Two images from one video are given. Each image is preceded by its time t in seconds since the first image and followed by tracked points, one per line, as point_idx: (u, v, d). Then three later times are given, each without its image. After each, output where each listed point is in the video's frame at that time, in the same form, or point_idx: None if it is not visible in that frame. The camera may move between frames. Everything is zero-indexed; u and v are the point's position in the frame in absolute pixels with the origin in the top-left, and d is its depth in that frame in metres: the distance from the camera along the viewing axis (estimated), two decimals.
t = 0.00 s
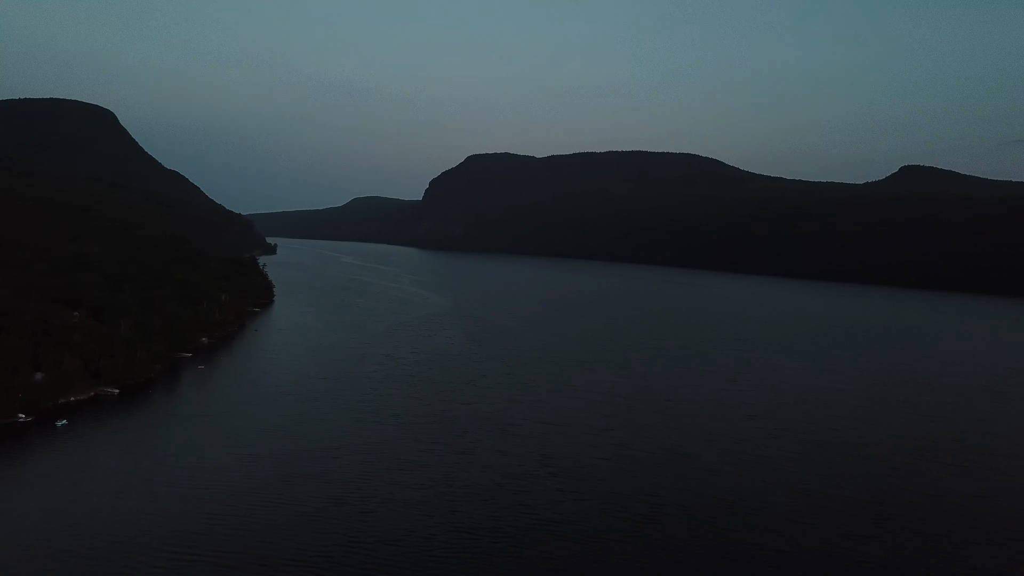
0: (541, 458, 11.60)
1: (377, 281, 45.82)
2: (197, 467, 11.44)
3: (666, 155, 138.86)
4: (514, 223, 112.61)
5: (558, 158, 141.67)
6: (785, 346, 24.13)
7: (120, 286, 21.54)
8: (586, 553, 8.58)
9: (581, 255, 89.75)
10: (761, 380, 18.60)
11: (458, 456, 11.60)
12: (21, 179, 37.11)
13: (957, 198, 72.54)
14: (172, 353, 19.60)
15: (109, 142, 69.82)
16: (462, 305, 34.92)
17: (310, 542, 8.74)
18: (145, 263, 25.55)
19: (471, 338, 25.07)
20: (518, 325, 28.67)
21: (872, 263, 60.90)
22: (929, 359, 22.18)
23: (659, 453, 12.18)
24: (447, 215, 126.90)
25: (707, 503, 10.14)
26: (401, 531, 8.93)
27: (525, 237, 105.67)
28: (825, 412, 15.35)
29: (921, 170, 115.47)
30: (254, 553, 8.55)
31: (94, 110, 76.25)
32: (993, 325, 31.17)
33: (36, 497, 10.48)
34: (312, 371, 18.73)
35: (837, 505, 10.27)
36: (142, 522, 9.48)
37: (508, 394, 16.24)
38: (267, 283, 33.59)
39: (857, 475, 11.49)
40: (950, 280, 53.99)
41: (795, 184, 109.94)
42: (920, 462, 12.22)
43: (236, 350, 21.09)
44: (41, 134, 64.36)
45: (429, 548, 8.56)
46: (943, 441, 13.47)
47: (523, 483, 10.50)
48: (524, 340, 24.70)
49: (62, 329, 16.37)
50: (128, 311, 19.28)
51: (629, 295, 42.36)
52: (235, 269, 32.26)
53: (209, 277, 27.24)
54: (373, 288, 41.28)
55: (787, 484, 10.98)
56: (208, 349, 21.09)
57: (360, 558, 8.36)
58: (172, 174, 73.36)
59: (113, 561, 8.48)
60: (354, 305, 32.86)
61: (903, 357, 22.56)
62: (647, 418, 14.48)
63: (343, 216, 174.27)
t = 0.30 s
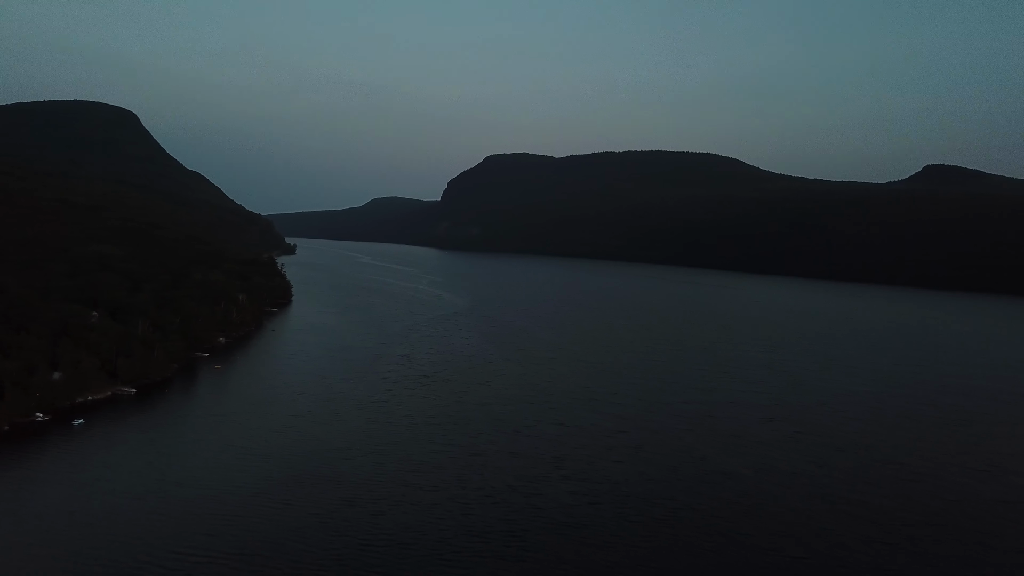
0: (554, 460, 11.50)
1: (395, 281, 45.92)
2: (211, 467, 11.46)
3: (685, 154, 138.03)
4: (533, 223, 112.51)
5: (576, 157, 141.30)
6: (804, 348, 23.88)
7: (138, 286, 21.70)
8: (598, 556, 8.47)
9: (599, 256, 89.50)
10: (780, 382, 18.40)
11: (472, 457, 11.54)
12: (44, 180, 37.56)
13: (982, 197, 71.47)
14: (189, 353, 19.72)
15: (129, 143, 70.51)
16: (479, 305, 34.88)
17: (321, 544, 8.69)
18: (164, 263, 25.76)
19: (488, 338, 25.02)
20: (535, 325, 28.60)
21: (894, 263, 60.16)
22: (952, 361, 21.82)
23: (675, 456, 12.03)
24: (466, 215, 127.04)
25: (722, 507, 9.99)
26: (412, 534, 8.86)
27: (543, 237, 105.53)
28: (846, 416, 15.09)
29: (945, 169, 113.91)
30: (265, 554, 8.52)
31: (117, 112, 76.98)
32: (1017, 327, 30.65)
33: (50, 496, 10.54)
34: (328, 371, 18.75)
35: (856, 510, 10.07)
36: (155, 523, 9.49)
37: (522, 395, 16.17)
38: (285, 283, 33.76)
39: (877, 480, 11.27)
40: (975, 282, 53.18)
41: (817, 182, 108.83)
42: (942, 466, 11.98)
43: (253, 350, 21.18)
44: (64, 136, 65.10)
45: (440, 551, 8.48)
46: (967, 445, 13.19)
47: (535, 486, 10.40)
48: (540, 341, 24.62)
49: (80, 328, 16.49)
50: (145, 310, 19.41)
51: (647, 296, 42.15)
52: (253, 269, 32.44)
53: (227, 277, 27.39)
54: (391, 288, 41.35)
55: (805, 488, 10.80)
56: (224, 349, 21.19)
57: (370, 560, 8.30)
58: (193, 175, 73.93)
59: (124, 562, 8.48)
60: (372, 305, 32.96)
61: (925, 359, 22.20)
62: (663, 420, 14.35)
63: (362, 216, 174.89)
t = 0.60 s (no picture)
0: (557, 462, 11.41)
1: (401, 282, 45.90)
2: (213, 469, 11.40)
3: (693, 153, 137.55)
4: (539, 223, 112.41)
5: (583, 157, 141.09)
6: (810, 349, 23.72)
7: (143, 287, 21.69)
8: (601, 559, 8.37)
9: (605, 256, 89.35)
10: (786, 383, 18.26)
11: (474, 459, 11.45)
12: (52, 181, 37.69)
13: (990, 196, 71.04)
14: (193, 353, 19.69)
15: (136, 143, 70.67)
16: (485, 305, 34.79)
17: (322, 547, 8.63)
18: (169, 263, 25.76)
19: (493, 339, 24.94)
20: (539, 325, 28.52)
21: (902, 263, 59.83)
22: (959, 362, 21.65)
23: (680, 458, 11.91)
24: (473, 216, 127.02)
25: (728, 510, 9.88)
26: (413, 537, 8.78)
27: (549, 238, 105.42)
28: (853, 417, 14.96)
29: (955, 168, 113.18)
30: (263, 558, 8.44)
31: (124, 113, 77.20)
32: None
33: (51, 497, 10.50)
34: (332, 372, 18.69)
35: (862, 513, 9.94)
36: (155, 525, 9.42)
37: (526, 396, 16.08)
38: (291, 284, 33.74)
39: (884, 482, 11.14)
40: (983, 282, 52.83)
41: (825, 181, 108.25)
42: (950, 468, 11.84)
43: (258, 351, 21.13)
44: (73, 138, 65.32)
45: (441, 554, 8.39)
46: (974, 447, 13.05)
47: (538, 488, 10.30)
48: (546, 341, 24.51)
49: (84, 328, 16.46)
50: (150, 311, 19.39)
51: (653, 296, 41.98)
52: (258, 269, 32.43)
53: (232, 278, 27.38)
54: (397, 289, 41.29)
55: (811, 491, 10.67)
56: (229, 350, 21.15)
57: (369, 565, 8.20)
58: (201, 176, 74.06)
59: (122, 565, 8.41)
60: (377, 305, 32.95)
61: (935, 359, 21.97)
62: (667, 421, 14.23)
63: (369, 216, 175.03)
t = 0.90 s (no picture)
0: (556, 464, 11.30)
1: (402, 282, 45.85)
2: (209, 471, 11.31)
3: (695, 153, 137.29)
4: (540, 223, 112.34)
5: (585, 157, 140.98)
6: (813, 349, 23.58)
7: (143, 287, 21.58)
8: (598, 563, 8.26)
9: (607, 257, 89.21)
10: (788, 384, 18.13)
11: (472, 461, 11.34)
12: (54, 180, 37.63)
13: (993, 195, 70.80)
14: (192, 354, 19.60)
15: (137, 144, 70.58)
16: (486, 306, 34.66)
17: (316, 551, 8.52)
18: (169, 263, 25.68)
19: (493, 339, 24.85)
20: (540, 326, 28.42)
21: (903, 263, 59.67)
22: (964, 362, 21.49)
23: (680, 460, 11.79)
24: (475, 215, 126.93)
25: (727, 513, 9.75)
26: (409, 541, 8.67)
27: (550, 238, 105.34)
28: (855, 418, 14.83)
29: (958, 167, 112.88)
30: (257, 561, 8.33)
31: (125, 113, 77.18)
32: None
33: (45, 499, 10.41)
34: (331, 373, 18.60)
35: (864, 516, 9.82)
36: (150, 527, 9.34)
37: (525, 397, 15.97)
38: (291, 284, 33.65)
39: (887, 485, 11.01)
40: (985, 282, 52.65)
41: (828, 180, 108.00)
42: (953, 470, 11.71)
43: (256, 352, 21.03)
44: (75, 138, 65.33)
45: (437, 558, 8.29)
46: (978, 449, 12.92)
47: (536, 491, 10.19)
48: (547, 342, 24.42)
49: (83, 328, 16.37)
50: (149, 311, 19.30)
51: (655, 296, 41.86)
52: (259, 269, 32.34)
53: (233, 278, 27.30)
54: (398, 289, 41.21)
55: (812, 494, 10.55)
56: (228, 351, 21.06)
57: (363, 568, 8.09)
58: (203, 176, 74.06)
59: (112, 568, 8.30)
60: (377, 306, 32.87)
61: (938, 359, 21.86)
62: (668, 423, 14.11)
63: (370, 216, 174.95)
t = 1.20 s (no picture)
0: (550, 466, 11.23)
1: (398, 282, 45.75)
2: (199, 474, 11.21)
3: (692, 153, 137.21)
4: (537, 224, 112.25)
5: (582, 157, 140.79)
6: (811, 350, 23.51)
7: (137, 287, 21.46)
8: (592, 567, 8.19)
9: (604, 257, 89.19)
10: (786, 384, 18.05)
11: (466, 464, 11.24)
12: (49, 181, 37.48)
13: (990, 195, 70.80)
14: (185, 355, 19.50)
15: (133, 145, 70.23)
16: (482, 306, 34.57)
17: (307, 555, 8.42)
18: (163, 264, 25.56)
19: (489, 340, 24.77)
20: (536, 326, 28.35)
21: (900, 263, 59.65)
22: (964, 363, 21.40)
23: (676, 462, 11.72)
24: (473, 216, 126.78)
25: (722, 515, 9.66)
26: (400, 545, 8.57)
27: (547, 238, 105.25)
28: (853, 419, 14.77)
29: (955, 168, 112.94)
30: (245, 565, 8.24)
31: (121, 113, 76.87)
32: None
33: (34, 501, 10.32)
34: (325, 375, 18.49)
35: (859, 517, 9.76)
36: (138, 530, 9.24)
37: (519, 399, 15.87)
38: (287, 286, 33.51)
39: (883, 487, 10.94)
40: (980, 282, 52.69)
41: (825, 180, 107.94)
42: (951, 472, 11.64)
43: (250, 353, 20.91)
44: (73, 138, 65.13)
45: (428, 561, 8.20)
46: (974, 450, 12.85)
47: (529, 493, 10.11)
48: (543, 343, 24.34)
49: (75, 330, 16.28)
50: (143, 312, 19.18)
51: (652, 296, 41.75)
52: (254, 269, 32.20)
53: (228, 279, 27.18)
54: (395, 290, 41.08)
55: (808, 496, 10.46)
56: (222, 352, 20.94)
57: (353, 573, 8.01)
58: (200, 177, 73.84)
59: (97, 572, 8.20)
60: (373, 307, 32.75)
61: (936, 360, 21.82)
62: (664, 424, 14.03)
63: (367, 217, 174.59)
